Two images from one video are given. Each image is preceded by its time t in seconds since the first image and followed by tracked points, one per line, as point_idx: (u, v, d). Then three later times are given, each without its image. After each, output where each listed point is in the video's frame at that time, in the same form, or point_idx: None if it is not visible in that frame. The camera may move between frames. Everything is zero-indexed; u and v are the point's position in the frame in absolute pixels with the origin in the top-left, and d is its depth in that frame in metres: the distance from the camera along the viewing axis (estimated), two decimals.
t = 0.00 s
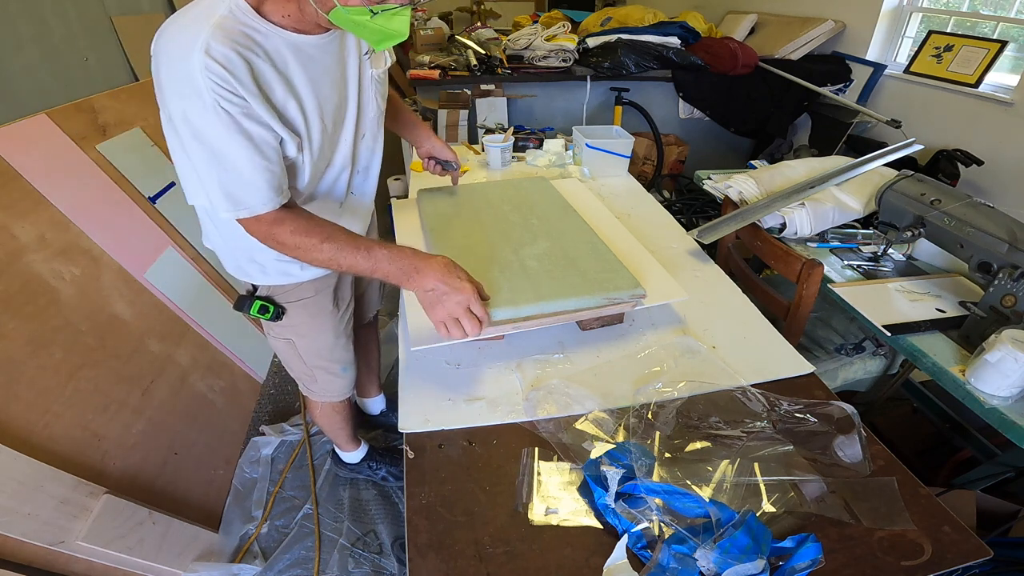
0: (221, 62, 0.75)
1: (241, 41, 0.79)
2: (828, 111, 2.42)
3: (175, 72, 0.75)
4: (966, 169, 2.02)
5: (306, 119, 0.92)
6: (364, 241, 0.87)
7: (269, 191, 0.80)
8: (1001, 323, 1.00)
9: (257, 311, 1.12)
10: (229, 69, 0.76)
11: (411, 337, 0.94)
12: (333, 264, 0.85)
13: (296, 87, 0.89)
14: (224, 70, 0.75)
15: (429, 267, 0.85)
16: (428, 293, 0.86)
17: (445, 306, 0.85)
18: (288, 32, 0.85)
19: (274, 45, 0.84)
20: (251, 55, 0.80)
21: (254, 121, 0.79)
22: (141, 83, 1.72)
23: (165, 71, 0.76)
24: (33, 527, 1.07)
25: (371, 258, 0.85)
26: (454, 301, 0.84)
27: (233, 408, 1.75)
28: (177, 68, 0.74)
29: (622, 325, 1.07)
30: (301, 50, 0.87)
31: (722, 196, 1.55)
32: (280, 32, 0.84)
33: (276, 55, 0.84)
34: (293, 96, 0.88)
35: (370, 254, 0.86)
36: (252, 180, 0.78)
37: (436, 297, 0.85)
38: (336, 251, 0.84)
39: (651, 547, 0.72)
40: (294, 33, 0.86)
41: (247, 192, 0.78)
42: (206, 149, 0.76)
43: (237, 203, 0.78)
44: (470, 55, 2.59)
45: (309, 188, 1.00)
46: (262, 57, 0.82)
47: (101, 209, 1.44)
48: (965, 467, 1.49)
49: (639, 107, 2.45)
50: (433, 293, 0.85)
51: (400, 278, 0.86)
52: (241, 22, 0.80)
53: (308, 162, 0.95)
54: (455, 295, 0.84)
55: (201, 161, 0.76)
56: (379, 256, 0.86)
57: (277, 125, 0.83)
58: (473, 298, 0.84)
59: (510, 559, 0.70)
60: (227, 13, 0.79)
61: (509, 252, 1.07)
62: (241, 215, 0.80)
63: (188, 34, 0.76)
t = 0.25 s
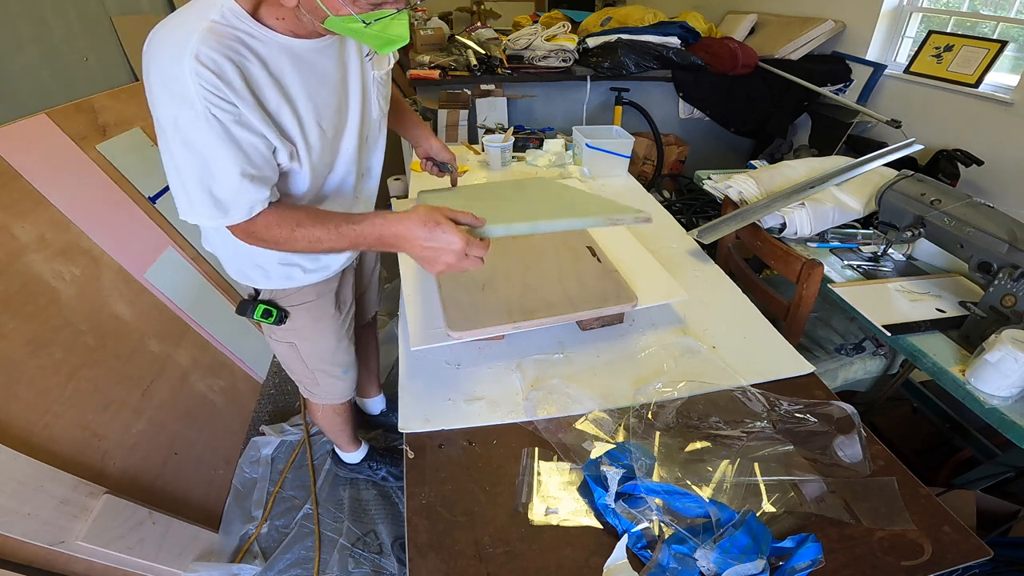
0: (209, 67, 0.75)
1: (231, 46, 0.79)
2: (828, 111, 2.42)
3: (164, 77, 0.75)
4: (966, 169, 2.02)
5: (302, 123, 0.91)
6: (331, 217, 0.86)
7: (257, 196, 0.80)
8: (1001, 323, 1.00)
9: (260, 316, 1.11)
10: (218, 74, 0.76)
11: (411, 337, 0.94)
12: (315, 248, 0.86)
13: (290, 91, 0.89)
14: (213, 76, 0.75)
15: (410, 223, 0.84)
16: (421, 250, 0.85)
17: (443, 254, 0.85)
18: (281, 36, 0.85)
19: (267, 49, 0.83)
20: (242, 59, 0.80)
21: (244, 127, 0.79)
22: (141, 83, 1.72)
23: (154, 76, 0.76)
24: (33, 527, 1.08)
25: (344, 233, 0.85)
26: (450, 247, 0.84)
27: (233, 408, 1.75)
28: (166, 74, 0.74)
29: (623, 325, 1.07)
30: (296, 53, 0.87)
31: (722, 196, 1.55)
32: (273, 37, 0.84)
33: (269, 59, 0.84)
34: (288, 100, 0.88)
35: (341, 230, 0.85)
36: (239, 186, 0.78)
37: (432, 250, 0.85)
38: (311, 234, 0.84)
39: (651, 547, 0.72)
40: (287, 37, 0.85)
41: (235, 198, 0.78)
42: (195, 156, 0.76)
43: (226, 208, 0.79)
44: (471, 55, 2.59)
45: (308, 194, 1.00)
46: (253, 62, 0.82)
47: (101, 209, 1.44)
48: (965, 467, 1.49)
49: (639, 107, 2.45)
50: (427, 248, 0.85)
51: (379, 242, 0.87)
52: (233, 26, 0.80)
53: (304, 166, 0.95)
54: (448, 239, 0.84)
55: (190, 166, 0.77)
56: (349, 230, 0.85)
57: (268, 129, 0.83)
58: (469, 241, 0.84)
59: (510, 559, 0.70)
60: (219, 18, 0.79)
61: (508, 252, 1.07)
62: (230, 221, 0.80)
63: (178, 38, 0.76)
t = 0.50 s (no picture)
0: (198, 58, 0.76)
1: (219, 38, 0.79)
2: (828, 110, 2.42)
3: (154, 70, 0.75)
4: (966, 169, 2.02)
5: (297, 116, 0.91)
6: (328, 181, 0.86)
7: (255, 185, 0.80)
8: (1001, 323, 1.00)
9: (260, 319, 1.11)
10: (207, 66, 0.76)
11: (411, 337, 0.94)
12: (318, 216, 0.86)
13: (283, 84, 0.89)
14: (202, 67, 0.75)
15: (402, 163, 0.82)
16: (418, 190, 0.83)
17: (438, 189, 0.81)
18: (270, 29, 0.85)
19: (257, 42, 0.84)
20: (231, 51, 0.80)
21: (237, 117, 0.80)
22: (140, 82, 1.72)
23: (144, 69, 0.77)
24: (33, 527, 1.08)
25: (340, 192, 0.84)
26: (444, 178, 0.80)
27: (233, 408, 1.75)
28: (155, 66, 0.75)
29: (623, 325, 1.07)
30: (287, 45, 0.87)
31: (722, 196, 1.55)
32: (263, 30, 0.84)
33: (260, 51, 0.84)
34: (280, 92, 0.88)
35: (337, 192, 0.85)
36: (236, 176, 0.78)
37: (427, 188, 0.82)
38: (309, 203, 0.84)
39: (651, 547, 0.72)
40: (278, 30, 0.86)
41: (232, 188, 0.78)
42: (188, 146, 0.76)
43: (225, 198, 0.79)
44: (470, 55, 2.59)
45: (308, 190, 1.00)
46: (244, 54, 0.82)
47: (101, 208, 1.44)
48: (965, 468, 1.49)
49: (639, 107, 2.45)
50: (422, 187, 0.82)
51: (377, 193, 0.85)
52: (220, 19, 0.80)
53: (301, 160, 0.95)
54: (439, 172, 0.81)
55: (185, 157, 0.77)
56: (344, 188, 0.85)
57: (262, 120, 0.83)
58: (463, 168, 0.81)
59: (510, 559, 0.70)
60: (206, 11, 0.80)
61: (508, 252, 1.07)
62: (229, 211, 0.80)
63: (166, 31, 0.77)
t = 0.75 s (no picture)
0: (193, 59, 0.76)
1: (212, 39, 0.79)
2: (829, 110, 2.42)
3: (148, 71, 0.75)
4: (966, 169, 2.02)
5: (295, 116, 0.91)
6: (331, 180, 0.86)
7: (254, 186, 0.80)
8: (1001, 323, 1.00)
9: (257, 321, 1.11)
10: (202, 67, 0.76)
11: (411, 337, 0.94)
12: (320, 214, 0.86)
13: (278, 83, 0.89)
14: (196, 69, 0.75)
15: (404, 157, 0.84)
16: (420, 185, 0.85)
17: (439, 180, 0.84)
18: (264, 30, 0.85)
19: (251, 43, 0.84)
20: (225, 52, 0.81)
21: (234, 118, 0.80)
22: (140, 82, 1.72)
23: (137, 71, 0.77)
24: (33, 527, 1.08)
25: (342, 188, 0.85)
26: (444, 172, 0.83)
27: (233, 408, 1.75)
28: (150, 68, 0.75)
29: (623, 325, 1.07)
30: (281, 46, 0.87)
31: (722, 196, 1.55)
32: (257, 31, 0.84)
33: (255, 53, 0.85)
34: (277, 93, 0.88)
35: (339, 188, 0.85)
36: (235, 177, 0.79)
37: (429, 184, 0.85)
38: (311, 201, 0.84)
39: (651, 547, 0.72)
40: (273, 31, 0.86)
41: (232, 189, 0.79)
42: (186, 148, 0.77)
43: (225, 199, 0.79)
44: (470, 55, 2.59)
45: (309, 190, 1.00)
46: (238, 54, 0.82)
47: (101, 208, 1.44)
48: (964, 468, 1.49)
49: (640, 107, 2.45)
50: (424, 182, 0.85)
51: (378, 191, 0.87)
52: (213, 20, 0.81)
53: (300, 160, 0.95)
54: (439, 164, 0.83)
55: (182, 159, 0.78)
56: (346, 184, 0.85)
57: (258, 121, 0.83)
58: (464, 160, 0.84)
59: (510, 559, 0.70)
60: (198, 13, 0.80)
61: (507, 252, 1.07)
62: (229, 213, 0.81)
63: (159, 33, 0.77)
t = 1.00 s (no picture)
0: (190, 64, 0.75)
1: (210, 42, 0.79)
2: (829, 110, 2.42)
3: (145, 75, 0.75)
4: (966, 169, 2.02)
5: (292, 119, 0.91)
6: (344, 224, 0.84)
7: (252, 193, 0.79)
8: (1001, 323, 1.00)
9: (256, 322, 1.11)
10: (199, 71, 0.76)
11: (410, 337, 0.94)
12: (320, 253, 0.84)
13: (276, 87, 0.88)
14: (194, 74, 0.75)
15: (422, 236, 0.81)
16: (428, 263, 0.83)
17: (453, 266, 0.82)
18: (262, 33, 0.85)
19: (249, 46, 0.83)
20: (223, 56, 0.80)
21: (232, 124, 0.79)
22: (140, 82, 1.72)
23: (134, 75, 0.76)
24: (33, 527, 1.08)
25: (354, 240, 0.83)
26: (460, 260, 0.81)
27: (233, 408, 1.75)
28: (148, 72, 0.75)
29: (623, 325, 1.07)
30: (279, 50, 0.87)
31: (722, 196, 1.55)
32: (255, 34, 0.84)
33: (253, 56, 0.84)
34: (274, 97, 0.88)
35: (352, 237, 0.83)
36: (231, 184, 0.78)
37: (437, 266, 0.83)
38: (318, 238, 0.82)
39: (651, 547, 0.72)
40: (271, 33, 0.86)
41: (229, 196, 0.78)
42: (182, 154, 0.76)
43: (222, 207, 0.78)
44: (470, 55, 2.59)
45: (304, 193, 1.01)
46: (237, 58, 0.82)
47: (101, 208, 1.44)
48: (964, 468, 1.49)
49: (639, 107, 2.45)
50: (433, 262, 0.83)
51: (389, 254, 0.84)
52: (211, 23, 0.80)
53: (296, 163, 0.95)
54: (458, 253, 0.81)
55: (179, 165, 0.77)
56: (360, 237, 0.83)
57: (257, 126, 0.83)
58: (479, 255, 0.81)
59: (510, 559, 0.70)
60: (196, 15, 0.79)
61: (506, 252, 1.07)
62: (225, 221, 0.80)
63: (157, 36, 0.76)
